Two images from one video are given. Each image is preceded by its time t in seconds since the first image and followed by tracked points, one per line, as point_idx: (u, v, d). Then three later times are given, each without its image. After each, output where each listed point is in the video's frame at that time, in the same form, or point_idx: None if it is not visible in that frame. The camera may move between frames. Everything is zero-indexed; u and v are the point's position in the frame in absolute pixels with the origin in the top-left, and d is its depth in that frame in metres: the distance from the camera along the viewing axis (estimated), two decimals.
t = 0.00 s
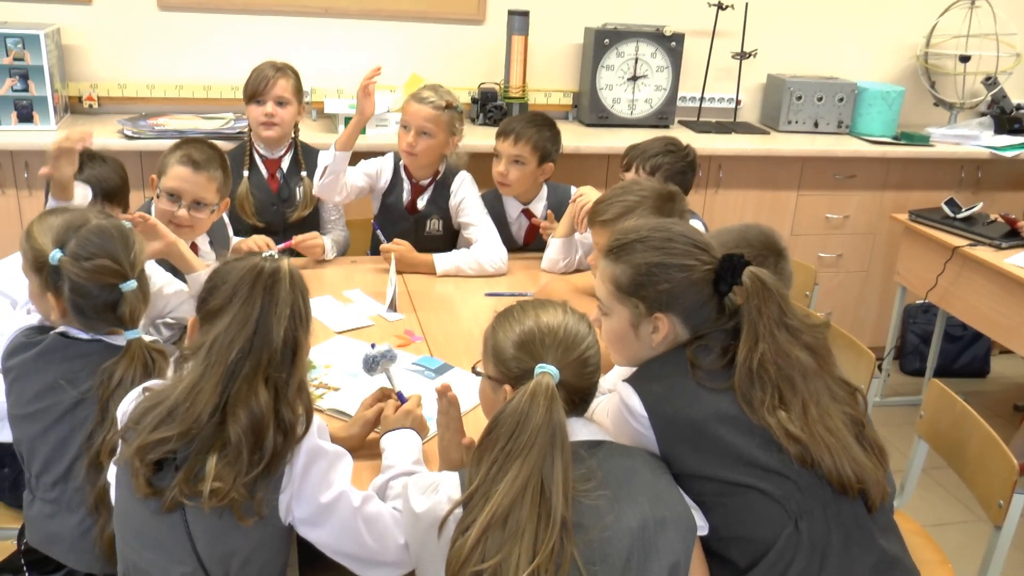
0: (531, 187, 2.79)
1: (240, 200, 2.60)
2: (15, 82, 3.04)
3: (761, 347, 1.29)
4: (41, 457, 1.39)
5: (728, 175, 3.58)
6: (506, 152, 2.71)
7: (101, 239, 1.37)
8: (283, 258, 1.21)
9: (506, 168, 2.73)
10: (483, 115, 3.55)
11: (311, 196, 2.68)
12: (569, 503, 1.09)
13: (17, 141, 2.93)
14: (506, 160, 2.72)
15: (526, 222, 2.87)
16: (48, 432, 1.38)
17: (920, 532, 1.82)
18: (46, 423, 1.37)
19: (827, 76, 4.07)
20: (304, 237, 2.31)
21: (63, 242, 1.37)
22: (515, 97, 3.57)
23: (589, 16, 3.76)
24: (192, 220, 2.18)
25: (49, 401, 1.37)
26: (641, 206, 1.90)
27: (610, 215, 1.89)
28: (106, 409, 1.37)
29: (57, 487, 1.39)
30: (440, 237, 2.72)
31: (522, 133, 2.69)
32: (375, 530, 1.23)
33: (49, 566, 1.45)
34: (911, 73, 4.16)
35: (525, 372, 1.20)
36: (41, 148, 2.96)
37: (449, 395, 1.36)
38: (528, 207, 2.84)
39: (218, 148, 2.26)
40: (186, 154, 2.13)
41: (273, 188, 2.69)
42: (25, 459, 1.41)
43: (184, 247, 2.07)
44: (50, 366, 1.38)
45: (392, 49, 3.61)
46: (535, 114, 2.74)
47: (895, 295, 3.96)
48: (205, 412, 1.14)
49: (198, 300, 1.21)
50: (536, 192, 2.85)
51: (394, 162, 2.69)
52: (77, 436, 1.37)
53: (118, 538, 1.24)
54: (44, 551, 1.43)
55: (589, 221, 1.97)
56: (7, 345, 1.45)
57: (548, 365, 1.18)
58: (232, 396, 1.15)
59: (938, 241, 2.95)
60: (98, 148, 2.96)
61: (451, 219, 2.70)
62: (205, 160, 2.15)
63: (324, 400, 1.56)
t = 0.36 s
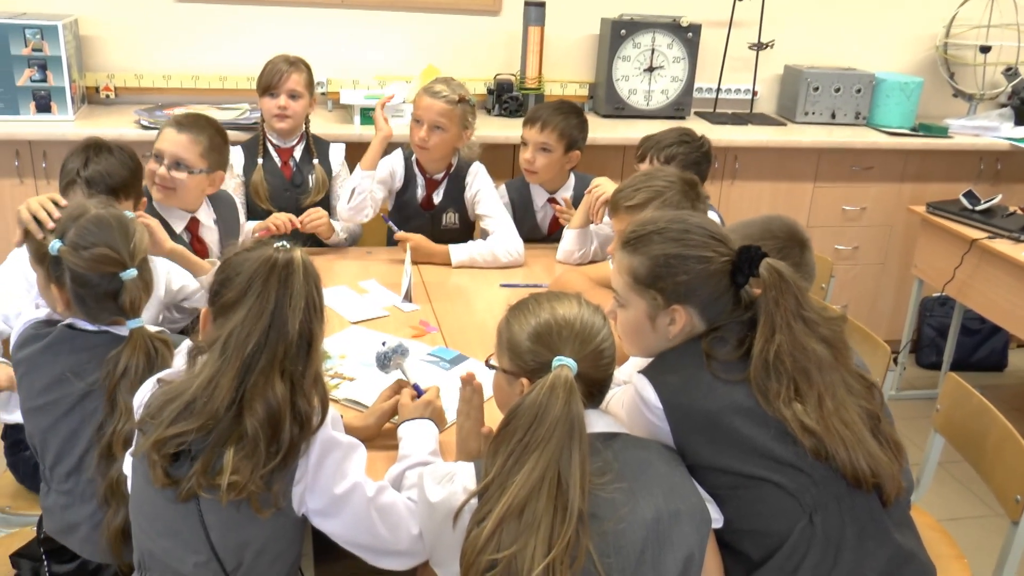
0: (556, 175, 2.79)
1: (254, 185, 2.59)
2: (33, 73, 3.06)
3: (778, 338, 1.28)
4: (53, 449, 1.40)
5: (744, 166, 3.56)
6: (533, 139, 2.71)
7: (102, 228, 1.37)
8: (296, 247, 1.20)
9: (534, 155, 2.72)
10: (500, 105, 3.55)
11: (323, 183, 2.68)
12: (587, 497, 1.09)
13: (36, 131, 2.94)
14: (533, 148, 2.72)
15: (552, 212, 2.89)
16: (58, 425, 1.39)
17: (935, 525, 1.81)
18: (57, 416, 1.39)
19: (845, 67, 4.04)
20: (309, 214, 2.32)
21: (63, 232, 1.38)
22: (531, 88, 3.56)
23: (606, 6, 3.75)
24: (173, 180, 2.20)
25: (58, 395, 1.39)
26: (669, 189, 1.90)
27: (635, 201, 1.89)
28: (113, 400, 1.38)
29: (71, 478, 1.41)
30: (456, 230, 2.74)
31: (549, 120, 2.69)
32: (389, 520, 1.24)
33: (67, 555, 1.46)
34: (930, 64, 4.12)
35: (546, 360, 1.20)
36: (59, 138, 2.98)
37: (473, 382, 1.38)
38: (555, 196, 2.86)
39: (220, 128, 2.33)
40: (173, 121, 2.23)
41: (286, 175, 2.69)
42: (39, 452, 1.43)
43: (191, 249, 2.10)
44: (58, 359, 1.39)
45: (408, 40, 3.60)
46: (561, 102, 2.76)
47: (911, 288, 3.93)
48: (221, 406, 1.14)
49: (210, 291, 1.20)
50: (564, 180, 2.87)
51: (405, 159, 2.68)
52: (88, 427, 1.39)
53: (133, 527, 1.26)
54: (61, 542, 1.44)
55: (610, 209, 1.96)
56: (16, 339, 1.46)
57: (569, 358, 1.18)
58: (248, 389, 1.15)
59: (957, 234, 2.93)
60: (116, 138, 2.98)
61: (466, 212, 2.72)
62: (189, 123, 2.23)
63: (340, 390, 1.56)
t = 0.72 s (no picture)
0: (569, 147, 2.81)
1: (270, 181, 2.60)
2: (51, 71, 3.08)
3: (792, 338, 1.28)
4: (70, 445, 1.41)
5: (758, 165, 3.54)
6: (543, 112, 2.76)
7: (125, 224, 1.38)
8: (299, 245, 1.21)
9: (545, 127, 2.76)
10: (514, 104, 3.55)
11: (338, 183, 2.67)
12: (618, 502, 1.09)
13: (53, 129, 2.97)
14: (544, 120, 2.76)
15: (563, 187, 2.88)
16: (74, 421, 1.40)
17: (950, 528, 1.80)
18: (73, 412, 1.40)
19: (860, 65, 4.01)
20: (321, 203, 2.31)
21: (86, 225, 1.38)
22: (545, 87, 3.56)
23: (620, 5, 3.74)
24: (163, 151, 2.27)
25: (76, 391, 1.40)
26: (684, 195, 1.89)
27: (649, 206, 1.88)
28: (130, 396, 1.39)
29: (86, 474, 1.42)
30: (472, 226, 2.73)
31: (559, 93, 2.75)
32: (402, 518, 1.24)
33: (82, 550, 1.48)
34: (947, 62, 4.09)
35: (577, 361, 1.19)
36: (76, 136, 3.00)
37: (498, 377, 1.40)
38: (565, 171, 2.86)
39: (214, 108, 2.42)
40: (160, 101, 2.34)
41: (302, 174, 2.69)
42: (54, 448, 1.44)
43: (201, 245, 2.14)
44: (75, 355, 1.40)
45: (422, 39, 3.61)
46: (571, 77, 2.82)
47: (927, 288, 3.90)
48: (232, 407, 1.15)
49: (216, 292, 1.20)
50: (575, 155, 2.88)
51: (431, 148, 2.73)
52: (105, 423, 1.40)
53: (147, 525, 1.26)
54: (77, 537, 1.45)
55: (625, 212, 1.94)
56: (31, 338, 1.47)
57: (605, 362, 1.18)
58: (259, 390, 1.15)
59: (973, 234, 2.90)
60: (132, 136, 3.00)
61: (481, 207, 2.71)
62: (180, 99, 2.34)
63: (353, 388, 1.56)
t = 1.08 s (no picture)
0: (599, 154, 2.85)
1: (285, 184, 2.62)
2: (66, 73, 3.10)
3: (804, 342, 1.27)
4: (88, 450, 1.41)
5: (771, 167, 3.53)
6: (573, 121, 2.78)
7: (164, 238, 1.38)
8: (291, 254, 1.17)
9: (574, 137, 2.79)
10: (527, 107, 3.55)
11: (354, 190, 2.68)
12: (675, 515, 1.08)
13: (68, 130, 2.98)
14: (574, 129, 2.78)
15: (590, 193, 2.89)
16: (96, 426, 1.40)
17: (964, 534, 1.78)
18: (94, 419, 1.39)
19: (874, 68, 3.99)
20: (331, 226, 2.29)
21: (126, 238, 1.38)
22: (558, 90, 3.56)
23: (634, 7, 3.73)
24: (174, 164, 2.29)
25: (98, 397, 1.39)
26: (702, 196, 1.88)
27: (669, 205, 1.87)
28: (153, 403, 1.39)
29: (103, 478, 1.41)
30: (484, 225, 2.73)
31: (587, 103, 2.78)
32: (412, 519, 1.23)
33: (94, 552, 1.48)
34: (962, 65, 4.06)
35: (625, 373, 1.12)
36: (91, 137, 3.02)
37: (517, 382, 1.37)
38: (592, 177, 2.87)
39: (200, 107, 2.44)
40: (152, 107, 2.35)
41: (318, 177, 2.68)
42: (71, 452, 1.43)
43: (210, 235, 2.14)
44: (95, 361, 1.39)
45: (436, 41, 3.62)
46: (592, 86, 2.85)
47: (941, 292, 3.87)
48: (231, 425, 1.13)
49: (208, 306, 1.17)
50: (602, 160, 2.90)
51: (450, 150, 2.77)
52: (127, 428, 1.40)
53: (156, 534, 1.26)
54: (88, 540, 1.45)
55: (644, 213, 1.94)
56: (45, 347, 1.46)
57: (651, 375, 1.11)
58: (255, 409, 1.13)
59: (987, 238, 2.88)
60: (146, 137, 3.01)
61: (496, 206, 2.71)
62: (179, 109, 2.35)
63: (365, 389, 1.57)
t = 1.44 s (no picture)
0: (633, 150, 2.86)
1: (296, 195, 2.61)
2: (81, 76, 3.12)
3: (818, 347, 1.27)
4: (104, 462, 1.37)
5: (784, 172, 3.51)
6: (604, 122, 2.81)
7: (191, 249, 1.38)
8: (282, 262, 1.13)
9: (607, 136, 2.82)
10: (539, 111, 3.55)
11: (367, 199, 2.67)
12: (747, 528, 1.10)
13: (82, 133, 3.00)
14: (605, 129, 2.81)
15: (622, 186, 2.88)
16: (119, 439, 1.36)
17: (979, 543, 1.76)
18: (116, 432, 1.36)
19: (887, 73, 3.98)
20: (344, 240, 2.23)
21: (151, 244, 1.38)
22: (571, 94, 3.56)
23: (646, 11, 3.73)
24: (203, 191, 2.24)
25: (122, 405, 1.36)
26: (724, 198, 1.86)
27: (690, 206, 1.85)
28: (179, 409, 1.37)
29: (116, 488, 1.37)
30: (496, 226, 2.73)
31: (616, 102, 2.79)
32: (423, 532, 1.21)
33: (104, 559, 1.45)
34: (976, 70, 4.04)
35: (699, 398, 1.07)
36: (105, 140, 3.04)
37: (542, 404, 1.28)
38: (624, 171, 2.87)
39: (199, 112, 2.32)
40: (155, 118, 2.24)
41: (330, 186, 2.66)
42: (83, 461, 1.39)
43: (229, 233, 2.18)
44: (115, 369, 1.35)
45: (448, 46, 3.62)
46: (621, 84, 2.85)
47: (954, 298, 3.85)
48: (257, 452, 1.09)
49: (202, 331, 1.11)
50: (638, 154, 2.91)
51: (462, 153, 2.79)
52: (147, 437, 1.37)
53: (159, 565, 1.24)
54: (99, 546, 1.41)
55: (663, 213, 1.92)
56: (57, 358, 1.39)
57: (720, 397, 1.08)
58: (279, 430, 1.09)
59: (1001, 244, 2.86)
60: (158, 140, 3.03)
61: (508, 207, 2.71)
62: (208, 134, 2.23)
63: (377, 393, 1.57)
